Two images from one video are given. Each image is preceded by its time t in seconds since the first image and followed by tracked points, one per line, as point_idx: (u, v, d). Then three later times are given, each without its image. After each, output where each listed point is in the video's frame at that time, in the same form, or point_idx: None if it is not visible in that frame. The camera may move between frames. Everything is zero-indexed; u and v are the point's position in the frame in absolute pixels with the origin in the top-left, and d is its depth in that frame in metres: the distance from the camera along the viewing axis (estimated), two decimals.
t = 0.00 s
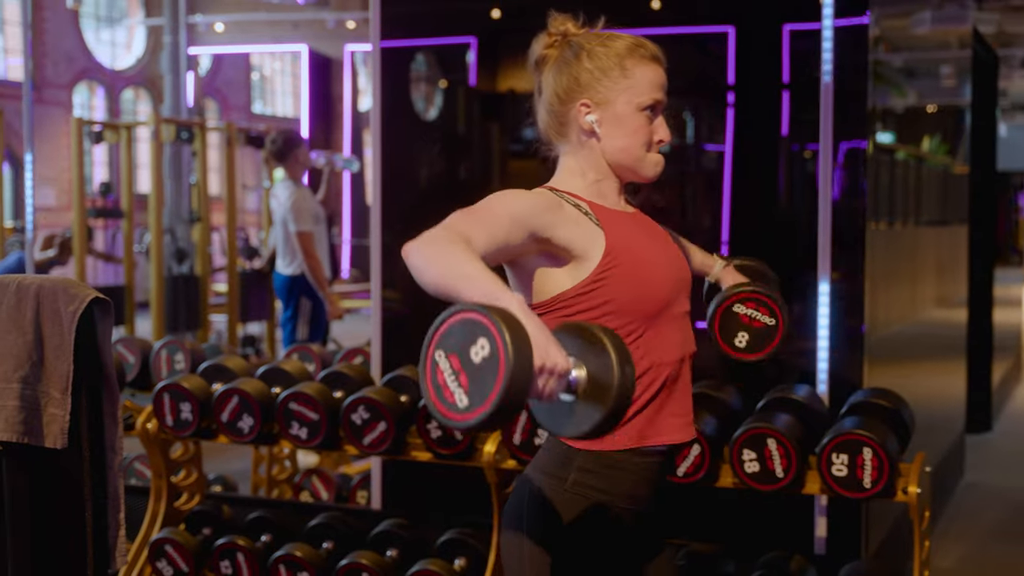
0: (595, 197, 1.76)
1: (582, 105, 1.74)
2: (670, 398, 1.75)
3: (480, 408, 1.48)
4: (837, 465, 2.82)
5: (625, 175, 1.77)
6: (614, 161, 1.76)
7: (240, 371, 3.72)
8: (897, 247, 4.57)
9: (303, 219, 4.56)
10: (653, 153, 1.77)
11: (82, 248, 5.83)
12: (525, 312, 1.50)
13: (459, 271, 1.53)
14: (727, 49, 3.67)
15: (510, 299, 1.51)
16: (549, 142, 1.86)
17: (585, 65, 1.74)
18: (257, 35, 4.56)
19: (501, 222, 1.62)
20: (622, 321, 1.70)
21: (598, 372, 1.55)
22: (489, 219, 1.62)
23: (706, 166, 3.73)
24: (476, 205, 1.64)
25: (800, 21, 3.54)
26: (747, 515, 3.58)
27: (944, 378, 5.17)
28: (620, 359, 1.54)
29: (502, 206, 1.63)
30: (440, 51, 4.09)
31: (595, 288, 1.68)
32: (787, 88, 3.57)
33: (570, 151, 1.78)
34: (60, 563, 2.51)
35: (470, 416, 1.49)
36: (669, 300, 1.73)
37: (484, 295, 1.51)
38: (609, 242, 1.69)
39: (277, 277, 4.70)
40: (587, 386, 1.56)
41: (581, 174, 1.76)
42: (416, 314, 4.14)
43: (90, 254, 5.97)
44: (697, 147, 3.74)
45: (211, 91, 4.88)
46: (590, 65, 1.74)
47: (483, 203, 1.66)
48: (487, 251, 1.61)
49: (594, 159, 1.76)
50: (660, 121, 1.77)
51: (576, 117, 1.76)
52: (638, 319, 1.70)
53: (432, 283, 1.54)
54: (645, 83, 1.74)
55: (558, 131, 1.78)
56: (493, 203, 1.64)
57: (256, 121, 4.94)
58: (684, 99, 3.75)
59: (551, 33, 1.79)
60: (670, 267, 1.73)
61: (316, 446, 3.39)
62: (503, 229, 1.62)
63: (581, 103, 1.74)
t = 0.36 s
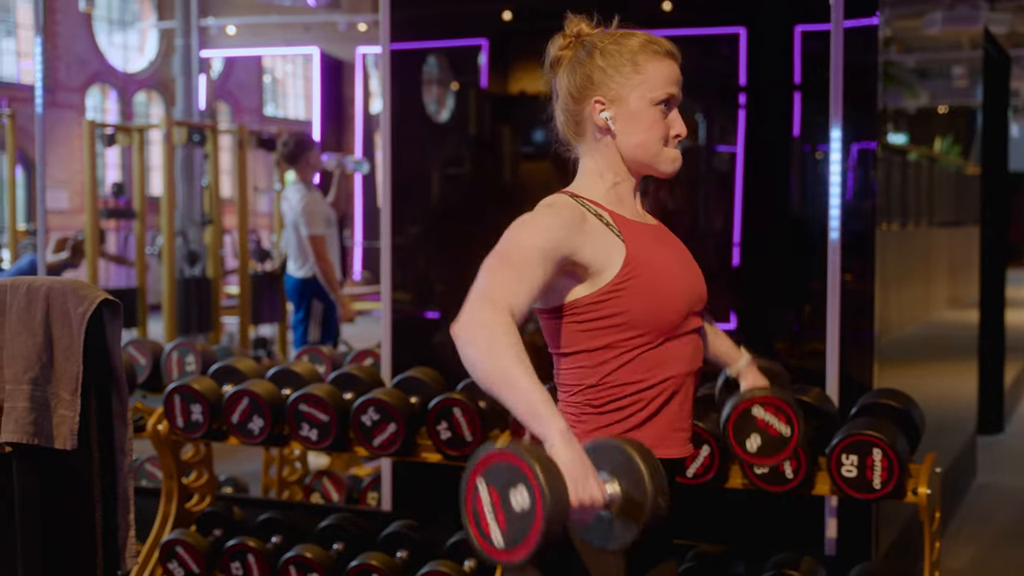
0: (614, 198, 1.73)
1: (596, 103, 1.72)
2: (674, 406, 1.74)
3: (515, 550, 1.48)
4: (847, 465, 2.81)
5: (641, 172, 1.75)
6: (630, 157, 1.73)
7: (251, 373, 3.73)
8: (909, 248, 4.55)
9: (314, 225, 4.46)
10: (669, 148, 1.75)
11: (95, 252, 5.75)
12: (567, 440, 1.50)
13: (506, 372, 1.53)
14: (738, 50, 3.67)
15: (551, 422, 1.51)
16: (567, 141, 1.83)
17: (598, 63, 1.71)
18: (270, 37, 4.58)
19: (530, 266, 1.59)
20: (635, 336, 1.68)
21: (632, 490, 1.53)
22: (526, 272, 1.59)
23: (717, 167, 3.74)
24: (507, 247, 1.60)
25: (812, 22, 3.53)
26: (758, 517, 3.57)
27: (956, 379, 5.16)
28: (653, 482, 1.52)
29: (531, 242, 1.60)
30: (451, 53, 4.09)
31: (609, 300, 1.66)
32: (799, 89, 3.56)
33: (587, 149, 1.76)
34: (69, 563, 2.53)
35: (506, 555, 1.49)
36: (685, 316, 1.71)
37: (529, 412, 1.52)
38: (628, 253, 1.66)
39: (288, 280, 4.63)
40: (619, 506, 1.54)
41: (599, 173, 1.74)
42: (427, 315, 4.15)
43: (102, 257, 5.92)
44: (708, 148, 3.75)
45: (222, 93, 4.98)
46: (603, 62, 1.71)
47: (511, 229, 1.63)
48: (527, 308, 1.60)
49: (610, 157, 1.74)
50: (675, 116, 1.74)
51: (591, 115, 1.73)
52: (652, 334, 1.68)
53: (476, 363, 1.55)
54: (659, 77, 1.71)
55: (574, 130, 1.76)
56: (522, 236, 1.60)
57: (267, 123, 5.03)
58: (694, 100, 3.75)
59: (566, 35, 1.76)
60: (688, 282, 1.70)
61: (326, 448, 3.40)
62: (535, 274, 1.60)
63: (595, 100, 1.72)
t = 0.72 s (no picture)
0: (616, 208, 1.63)
1: (584, 107, 1.62)
2: (663, 427, 1.58)
3: None
4: (841, 468, 2.81)
5: (639, 175, 1.64)
6: (624, 158, 1.62)
7: (246, 375, 3.72)
8: (906, 250, 4.55)
9: (310, 224, 4.57)
10: (661, 147, 1.63)
11: (91, 254, 5.90)
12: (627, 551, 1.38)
13: (558, 474, 1.39)
14: (736, 53, 3.66)
15: (610, 533, 1.36)
16: (565, 152, 1.73)
17: (583, 66, 1.62)
18: (268, 39, 4.52)
19: (556, 324, 1.43)
20: (629, 352, 1.52)
21: None
22: (556, 331, 1.43)
23: (715, 168, 3.73)
24: (530, 298, 1.45)
25: (809, 24, 3.55)
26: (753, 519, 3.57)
27: (952, 382, 5.16)
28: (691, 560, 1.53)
29: (553, 296, 1.44)
30: (449, 56, 4.10)
31: (603, 315, 1.51)
32: (796, 92, 3.57)
33: (583, 156, 1.65)
34: (61, 566, 2.52)
35: None
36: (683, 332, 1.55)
37: (586, 523, 1.37)
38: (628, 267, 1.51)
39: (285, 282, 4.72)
40: None
41: (596, 180, 1.63)
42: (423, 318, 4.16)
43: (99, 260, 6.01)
44: (706, 150, 3.74)
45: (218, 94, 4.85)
46: (587, 65, 1.62)
47: (528, 264, 1.47)
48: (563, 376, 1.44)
49: (604, 161, 1.63)
50: (666, 113, 1.63)
51: (580, 120, 1.63)
52: (647, 351, 1.52)
53: (526, 457, 1.41)
54: (646, 75, 1.61)
55: (567, 137, 1.66)
56: (541, 276, 1.45)
57: (264, 125, 4.69)
58: (691, 103, 3.74)
59: (548, 43, 1.68)
60: (687, 300, 1.55)
61: (320, 450, 3.40)
62: (562, 331, 1.44)
63: (583, 104, 1.62)
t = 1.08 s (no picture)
0: (606, 216, 1.62)
1: (572, 113, 1.61)
2: (641, 435, 1.57)
3: None
4: (825, 470, 2.82)
5: (630, 179, 1.63)
6: (614, 163, 1.61)
7: (230, 376, 3.71)
8: (893, 252, 4.56)
9: (296, 222, 4.59)
10: (650, 150, 1.62)
11: (77, 254, 5.73)
12: None
13: (562, 509, 1.40)
14: (724, 54, 3.66)
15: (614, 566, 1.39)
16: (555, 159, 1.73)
17: (569, 72, 1.62)
18: (255, 38, 4.54)
19: (552, 354, 1.43)
20: (612, 362, 1.51)
21: None
22: (554, 355, 1.43)
23: (702, 169, 3.73)
24: (526, 318, 1.44)
25: (798, 26, 3.54)
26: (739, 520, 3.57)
27: (937, 384, 5.17)
28: None
29: (545, 328, 1.43)
30: (437, 56, 4.08)
31: (589, 325, 1.50)
32: (783, 93, 3.57)
33: (573, 162, 1.65)
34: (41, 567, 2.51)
35: None
36: (669, 340, 1.55)
37: (590, 555, 1.40)
38: (616, 278, 1.51)
39: (270, 282, 4.71)
40: None
41: (586, 186, 1.62)
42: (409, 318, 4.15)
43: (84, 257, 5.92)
44: (694, 151, 3.74)
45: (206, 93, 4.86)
46: (574, 70, 1.62)
47: (521, 281, 1.46)
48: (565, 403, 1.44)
49: (594, 166, 1.62)
50: (655, 115, 1.62)
51: (569, 125, 1.63)
52: (632, 361, 1.52)
53: (532, 490, 1.42)
54: (633, 79, 1.60)
55: (557, 143, 1.65)
56: (536, 295, 1.44)
57: (251, 124, 4.82)
58: (679, 103, 3.74)
59: (533, 50, 1.69)
60: (671, 311, 1.55)
61: (305, 451, 3.38)
62: (559, 359, 1.43)
63: (572, 110, 1.62)
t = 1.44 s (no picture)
0: (606, 228, 1.62)
1: (570, 128, 1.61)
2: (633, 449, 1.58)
3: None
4: (817, 480, 2.81)
5: (629, 190, 1.63)
6: (614, 176, 1.61)
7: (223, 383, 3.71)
8: (887, 262, 4.56)
9: (290, 228, 4.57)
10: (648, 160, 1.62)
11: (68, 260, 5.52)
12: None
13: (564, 527, 1.41)
14: (719, 63, 3.67)
15: None
16: (554, 171, 1.73)
17: (566, 87, 1.62)
18: (251, 45, 4.57)
19: (551, 372, 1.43)
20: (601, 377, 1.51)
21: None
22: (553, 374, 1.43)
23: (697, 178, 3.73)
24: (524, 333, 1.44)
25: (792, 35, 3.55)
26: (731, 529, 3.57)
27: (930, 393, 5.17)
28: None
29: (542, 347, 1.43)
30: (433, 63, 4.08)
31: (581, 341, 1.49)
32: (778, 103, 3.57)
33: (573, 175, 1.65)
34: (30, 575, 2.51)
35: None
36: (660, 355, 1.55)
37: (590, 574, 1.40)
38: (609, 292, 1.50)
39: (261, 289, 4.71)
40: None
41: (585, 200, 1.63)
42: (402, 325, 4.15)
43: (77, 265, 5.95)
44: (689, 160, 3.74)
45: (200, 100, 4.92)
46: (571, 85, 1.61)
47: (517, 295, 1.46)
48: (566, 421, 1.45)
49: (593, 180, 1.62)
50: (654, 126, 1.62)
51: (567, 140, 1.63)
52: (624, 376, 1.52)
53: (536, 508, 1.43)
54: (630, 91, 1.60)
55: (556, 158, 1.65)
56: (532, 312, 1.44)
57: (246, 131, 4.83)
58: (674, 113, 3.75)
59: (529, 65, 1.68)
60: (661, 326, 1.54)
61: (297, 459, 3.38)
62: (557, 378, 1.43)
63: (570, 124, 1.61)
